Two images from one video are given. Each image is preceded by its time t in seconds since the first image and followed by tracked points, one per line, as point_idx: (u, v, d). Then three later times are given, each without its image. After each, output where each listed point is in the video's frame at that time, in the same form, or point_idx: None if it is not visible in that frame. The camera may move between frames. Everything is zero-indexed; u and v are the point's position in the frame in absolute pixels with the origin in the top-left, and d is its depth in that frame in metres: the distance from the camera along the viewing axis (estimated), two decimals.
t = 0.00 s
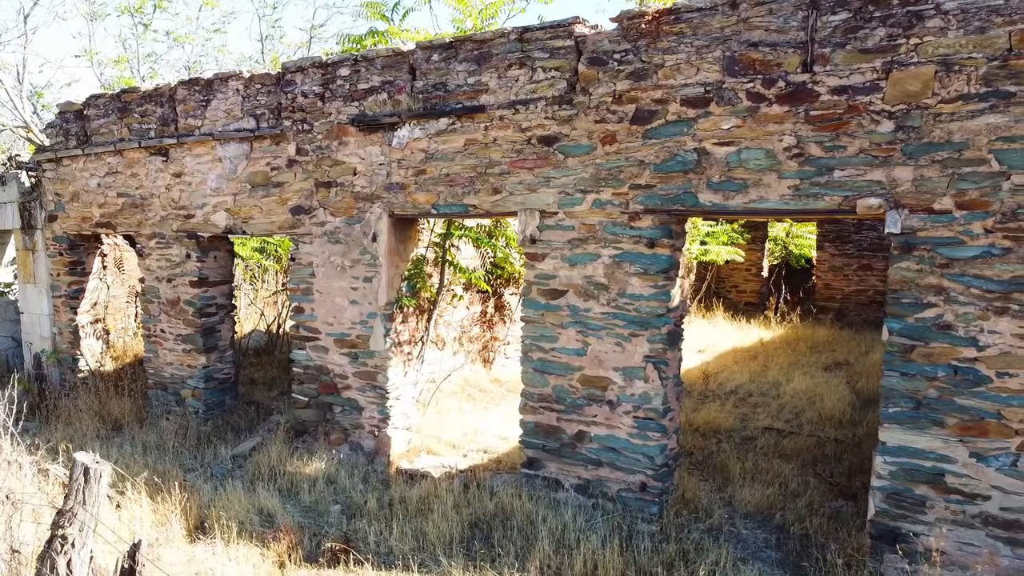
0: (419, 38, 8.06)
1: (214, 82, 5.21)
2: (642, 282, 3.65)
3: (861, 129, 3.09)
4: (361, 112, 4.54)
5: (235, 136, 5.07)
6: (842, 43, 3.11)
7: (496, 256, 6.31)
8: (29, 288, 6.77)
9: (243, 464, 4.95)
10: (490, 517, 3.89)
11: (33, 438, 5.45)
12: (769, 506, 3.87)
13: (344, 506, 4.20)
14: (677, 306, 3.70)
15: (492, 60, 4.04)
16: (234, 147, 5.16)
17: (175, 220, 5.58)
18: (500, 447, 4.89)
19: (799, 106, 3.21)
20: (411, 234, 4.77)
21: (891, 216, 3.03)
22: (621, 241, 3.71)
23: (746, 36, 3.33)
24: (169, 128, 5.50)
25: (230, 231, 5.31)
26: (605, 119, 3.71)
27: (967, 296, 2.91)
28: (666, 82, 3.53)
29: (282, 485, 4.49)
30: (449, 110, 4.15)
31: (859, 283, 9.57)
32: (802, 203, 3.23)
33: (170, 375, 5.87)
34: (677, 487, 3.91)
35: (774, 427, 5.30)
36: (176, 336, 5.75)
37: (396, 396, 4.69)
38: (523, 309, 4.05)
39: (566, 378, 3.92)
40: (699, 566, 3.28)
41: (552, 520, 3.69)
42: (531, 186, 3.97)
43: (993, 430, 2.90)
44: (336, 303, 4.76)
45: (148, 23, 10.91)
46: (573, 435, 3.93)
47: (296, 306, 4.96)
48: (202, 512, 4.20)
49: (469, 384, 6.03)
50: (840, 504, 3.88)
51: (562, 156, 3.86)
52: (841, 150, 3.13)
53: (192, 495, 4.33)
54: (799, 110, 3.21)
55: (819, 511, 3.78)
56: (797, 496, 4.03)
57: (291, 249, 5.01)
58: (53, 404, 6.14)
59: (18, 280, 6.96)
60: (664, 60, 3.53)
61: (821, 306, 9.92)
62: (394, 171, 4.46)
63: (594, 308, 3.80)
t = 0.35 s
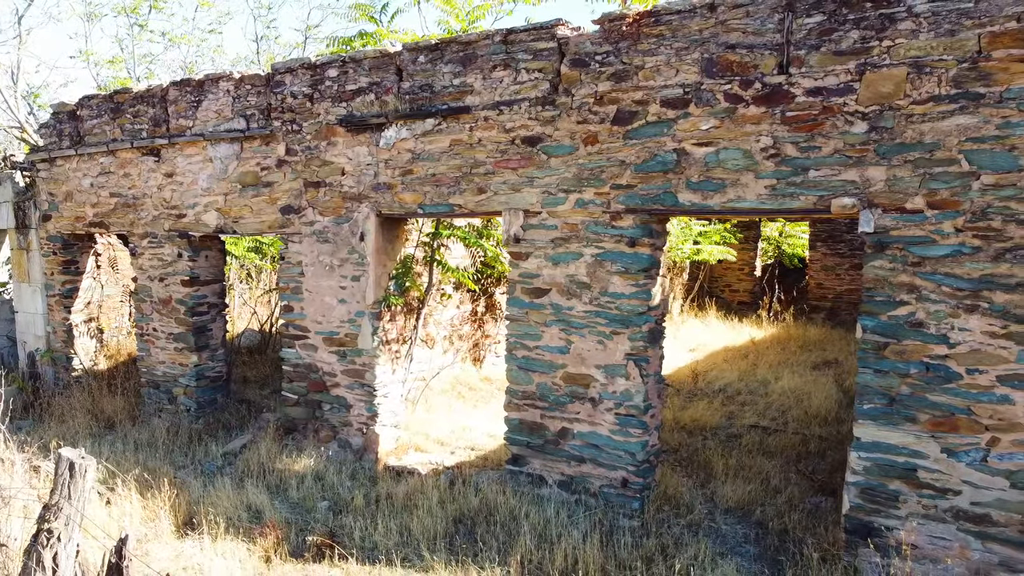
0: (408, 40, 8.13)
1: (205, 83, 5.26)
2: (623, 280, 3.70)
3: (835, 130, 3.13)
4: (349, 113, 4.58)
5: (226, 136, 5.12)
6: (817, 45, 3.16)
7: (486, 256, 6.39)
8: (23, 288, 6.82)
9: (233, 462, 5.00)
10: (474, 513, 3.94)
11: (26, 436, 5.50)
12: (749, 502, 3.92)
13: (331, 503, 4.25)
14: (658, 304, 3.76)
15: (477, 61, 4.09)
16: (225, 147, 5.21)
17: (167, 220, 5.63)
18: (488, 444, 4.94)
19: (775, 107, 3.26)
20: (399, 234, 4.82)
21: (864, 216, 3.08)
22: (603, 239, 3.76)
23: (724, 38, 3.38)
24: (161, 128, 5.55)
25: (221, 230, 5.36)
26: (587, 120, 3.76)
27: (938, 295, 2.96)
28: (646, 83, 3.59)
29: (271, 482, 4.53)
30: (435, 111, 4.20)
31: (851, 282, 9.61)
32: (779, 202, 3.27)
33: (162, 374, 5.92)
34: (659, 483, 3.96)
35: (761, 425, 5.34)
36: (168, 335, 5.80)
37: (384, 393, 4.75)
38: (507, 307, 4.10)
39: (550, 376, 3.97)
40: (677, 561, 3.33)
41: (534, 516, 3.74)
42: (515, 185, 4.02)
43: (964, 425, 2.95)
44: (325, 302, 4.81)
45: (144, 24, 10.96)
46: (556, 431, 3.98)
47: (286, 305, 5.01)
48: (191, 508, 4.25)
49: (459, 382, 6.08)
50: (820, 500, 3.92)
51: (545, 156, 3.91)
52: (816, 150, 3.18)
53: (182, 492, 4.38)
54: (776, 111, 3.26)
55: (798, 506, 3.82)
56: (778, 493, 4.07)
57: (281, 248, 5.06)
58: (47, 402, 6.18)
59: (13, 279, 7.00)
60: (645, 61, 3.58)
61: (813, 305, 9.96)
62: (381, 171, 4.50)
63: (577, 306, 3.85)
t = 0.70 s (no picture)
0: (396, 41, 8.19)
1: (196, 84, 5.31)
2: (604, 279, 3.76)
3: (809, 131, 3.19)
4: (337, 113, 4.64)
5: (216, 137, 5.17)
6: (791, 48, 3.22)
7: (476, 255, 6.46)
8: (17, 287, 6.87)
9: (223, 458, 5.05)
10: (458, 508, 4.00)
11: (19, 433, 5.55)
12: (729, 498, 3.97)
13: (318, 498, 4.30)
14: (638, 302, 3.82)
15: (461, 63, 4.15)
16: (215, 148, 5.26)
17: (158, 219, 5.68)
18: (475, 441, 4.99)
19: (750, 108, 3.32)
20: (387, 233, 4.88)
21: (837, 215, 3.14)
22: (584, 238, 3.81)
23: (701, 40, 3.43)
24: (152, 129, 5.61)
25: (212, 230, 5.42)
26: (569, 120, 3.81)
27: (908, 293, 3.02)
28: (626, 85, 3.64)
29: (260, 478, 4.59)
30: (420, 112, 4.26)
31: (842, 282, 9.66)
32: (755, 202, 3.33)
33: (154, 372, 5.97)
34: (640, 480, 4.01)
35: (746, 422, 5.39)
36: (160, 334, 5.85)
37: (372, 391, 4.81)
38: (491, 306, 4.16)
39: (532, 373, 4.03)
40: (655, 555, 3.39)
41: (516, 511, 3.80)
42: (498, 185, 4.08)
43: (934, 421, 3.01)
44: (314, 301, 4.86)
45: (139, 24, 11.02)
46: (539, 428, 4.04)
47: (275, 303, 5.06)
48: (179, 504, 4.30)
49: (449, 380, 6.14)
50: (799, 496, 3.97)
51: (528, 156, 3.96)
52: (791, 150, 3.23)
53: (171, 488, 4.43)
54: (751, 112, 3.32)
55: (777, 502, 3.87)
56: (759, 488, 4.12)
57: (271, 247, 5.11)
58: (40, 399, 6.24)
59: (7, 278, 7.06)
60: (624, 63, 3.64)
61: (805, 305, 10.01)
62: (368, 171, 4.56)
63: (559, 304, 3.91)
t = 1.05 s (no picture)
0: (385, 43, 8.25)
1: (186, 85, 5.37)
2: (585, 278, 3.82)
3: (782, 132, 3.25)
4: (325, 115, 4.70)
5: (206, 138, 5.24)
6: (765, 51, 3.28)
7: (466, 255, 6.54)
8: (11, 286, 6.93)
9: (213, 455, 5.11)
10: (442, 504, 4.06)
11: (12, 431, 5.61)
12: (709, 493, 4.02)
13: (305, 495, 4.36)
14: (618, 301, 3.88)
15: (446, 65, 4.21)
16: (206, 148, 5.33)
17: (150, 219, 5.74)
18: (461, 439, 5.06)
19: (725, 110, 3.38)
20: (374, 233, 4.94)
21: (809, 215, 3.20)
22: (565, 238, 3.88)
23: (678, 44, 3.50)
24: (144, 129, 5.67)
25: (202, 230, 5.47)
26: (550, 122, 3.88)
27: (878, 291, 3.08)
28: (605, 87, 3.70)
29: (248, 475, 4.64)
30: (406, 113, 4.32)
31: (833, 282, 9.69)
32: (730, 202, 3.39)
33: (146, 370, 6.04)
34: (621, 476, 4.08)
35: (730, 420, 5.45)
36: (152, 332, 5.92)
37: (359, 389, 4.87)
38: (475, 304, 4.22)
39: (515, 370, 4.09)
40: (632, 549, 3.45)
41: (498, 507, 3.86)
42: (482, 186, 4.14)
43: (903, 417, 3.07)
44: (302, 299, 4.93)
45: (134, 26, 11.08)
46: (522, 425, 4.10)
47: (264, 302, 5.12)
48: (168, 500, 4.36)
49: (438, 378, 6.21)
50: (778, 491, 4.03)
51: (511, 157, 4.03)
52: (764, 152, 3.30)
53: (161, 484, 4.50)
54: (726, 114, 3.38)
55: (756, 497, 3.93)
56: (739, 484, 4.18)
57: (260, 247, 5.17)
58: (34, 397, 6.31)
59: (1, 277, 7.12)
60: (604, 66, 3.70)
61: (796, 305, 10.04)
62: (355, 171, 4.62)
63: (541, 303, 3.97)
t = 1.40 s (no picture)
0: (371, 46, 8.32)
1: (178, 87, 5.45)
2: (565, 277, 3.89)
3: (755, 134, 3.32)
4: (313, 116, 4.77)
5: (197, 139, 5.31)
6: (738, 55, 3.36)
7: (456, 254, 6.62)
8: (6, 285, 7.00)
9: (204, 452, 5.18)
10: (426, 499, 4.13)
11: (6, 428, 5.68)
12: (688, 488, 4.09)
13: (293, 490, 4.44)
14: (598, 300, 3.95)
15: (430, 67, 4.28)
16: (197, 149, 5.40)
17: (143, 219, 5.82)
18: (448, 435, 5.13)
19: (700, 112, 3.45)
20: (362, 233, 5.02)
21: (780, 216, 3.27)
22: (546, 238, 3.95)
23: (655, 47, 3.57)
24: (136, 131, 5.74)
25: (193, 230, 5.54)
26: (531, 124, 3.95)
27: (847, 289, 3.15)
28: (584, 89, 3.78)
29: (237, 471, 4.72)
30: (392, 115, 4.40)
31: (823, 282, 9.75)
32: (704, 203, 3.46)
33: (139, 368, 6.11)
34: (602, 471, 4.15)
35: (714, 417, 5.53)
36: (144, 331, 5.99)
37: (347, 386, 4.95)
38: (459, 303, 4.30)
39: (498, 368, 4.16)
40: (610, 542, 3.53)
41: (480, 502, 3.93)
42: (465, 186, 4.21)
43: (871, 412, 3.14)
44: (291, 298, 5.00)
45: (129, 27, 11.14)
46: (504, 421, 4.18)
47: (254, 301, 5.20)
48: (158, 496, 4.43)
49: (428, 376, 6.29)
50: (755, 486, 4.10)
51: (493, 159, 4.10)
52: (738, 153, 3.37)
53: (151, 480, 4.57)
54: (701, 116, 3.45)
55: (734, 492, 4.00)
56: (718, 480, 4.26)
57: (250, 246, 5.25)
58: (29, 395, 6.38)
59: None
60: (583, 69, 3.78)
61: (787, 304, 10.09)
62: (343, 172, 4.69)
63: (522, 301, 4.05)
